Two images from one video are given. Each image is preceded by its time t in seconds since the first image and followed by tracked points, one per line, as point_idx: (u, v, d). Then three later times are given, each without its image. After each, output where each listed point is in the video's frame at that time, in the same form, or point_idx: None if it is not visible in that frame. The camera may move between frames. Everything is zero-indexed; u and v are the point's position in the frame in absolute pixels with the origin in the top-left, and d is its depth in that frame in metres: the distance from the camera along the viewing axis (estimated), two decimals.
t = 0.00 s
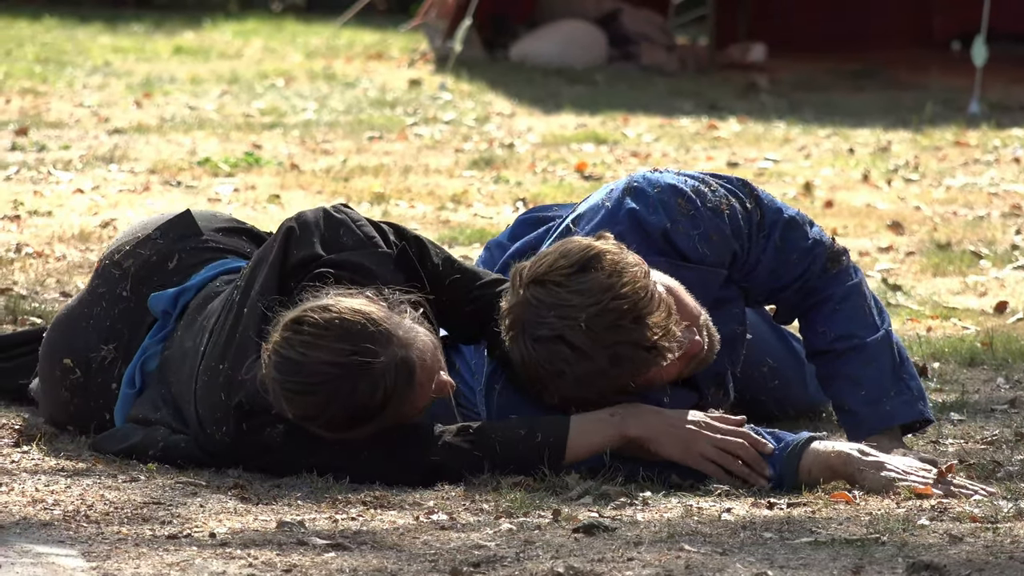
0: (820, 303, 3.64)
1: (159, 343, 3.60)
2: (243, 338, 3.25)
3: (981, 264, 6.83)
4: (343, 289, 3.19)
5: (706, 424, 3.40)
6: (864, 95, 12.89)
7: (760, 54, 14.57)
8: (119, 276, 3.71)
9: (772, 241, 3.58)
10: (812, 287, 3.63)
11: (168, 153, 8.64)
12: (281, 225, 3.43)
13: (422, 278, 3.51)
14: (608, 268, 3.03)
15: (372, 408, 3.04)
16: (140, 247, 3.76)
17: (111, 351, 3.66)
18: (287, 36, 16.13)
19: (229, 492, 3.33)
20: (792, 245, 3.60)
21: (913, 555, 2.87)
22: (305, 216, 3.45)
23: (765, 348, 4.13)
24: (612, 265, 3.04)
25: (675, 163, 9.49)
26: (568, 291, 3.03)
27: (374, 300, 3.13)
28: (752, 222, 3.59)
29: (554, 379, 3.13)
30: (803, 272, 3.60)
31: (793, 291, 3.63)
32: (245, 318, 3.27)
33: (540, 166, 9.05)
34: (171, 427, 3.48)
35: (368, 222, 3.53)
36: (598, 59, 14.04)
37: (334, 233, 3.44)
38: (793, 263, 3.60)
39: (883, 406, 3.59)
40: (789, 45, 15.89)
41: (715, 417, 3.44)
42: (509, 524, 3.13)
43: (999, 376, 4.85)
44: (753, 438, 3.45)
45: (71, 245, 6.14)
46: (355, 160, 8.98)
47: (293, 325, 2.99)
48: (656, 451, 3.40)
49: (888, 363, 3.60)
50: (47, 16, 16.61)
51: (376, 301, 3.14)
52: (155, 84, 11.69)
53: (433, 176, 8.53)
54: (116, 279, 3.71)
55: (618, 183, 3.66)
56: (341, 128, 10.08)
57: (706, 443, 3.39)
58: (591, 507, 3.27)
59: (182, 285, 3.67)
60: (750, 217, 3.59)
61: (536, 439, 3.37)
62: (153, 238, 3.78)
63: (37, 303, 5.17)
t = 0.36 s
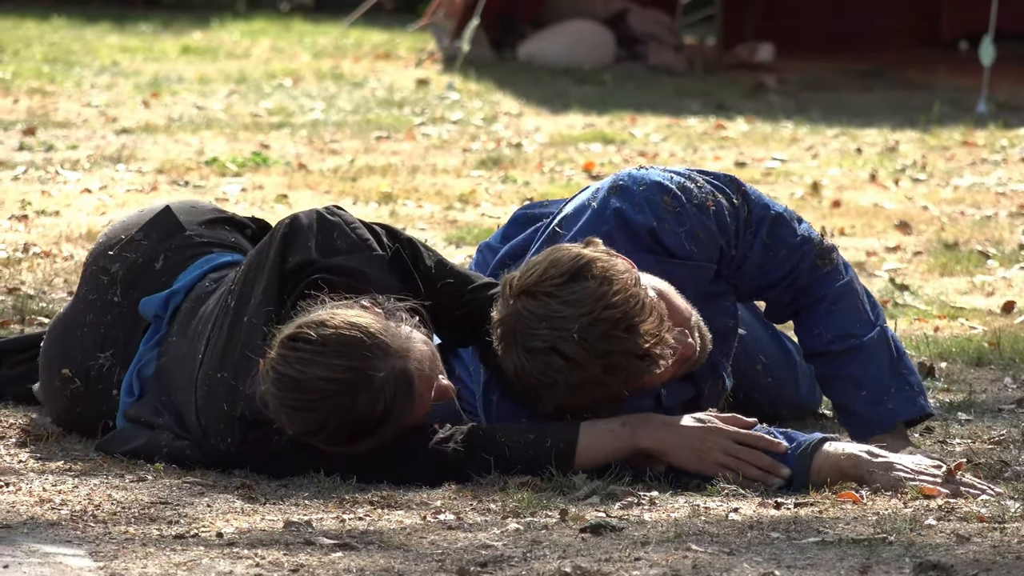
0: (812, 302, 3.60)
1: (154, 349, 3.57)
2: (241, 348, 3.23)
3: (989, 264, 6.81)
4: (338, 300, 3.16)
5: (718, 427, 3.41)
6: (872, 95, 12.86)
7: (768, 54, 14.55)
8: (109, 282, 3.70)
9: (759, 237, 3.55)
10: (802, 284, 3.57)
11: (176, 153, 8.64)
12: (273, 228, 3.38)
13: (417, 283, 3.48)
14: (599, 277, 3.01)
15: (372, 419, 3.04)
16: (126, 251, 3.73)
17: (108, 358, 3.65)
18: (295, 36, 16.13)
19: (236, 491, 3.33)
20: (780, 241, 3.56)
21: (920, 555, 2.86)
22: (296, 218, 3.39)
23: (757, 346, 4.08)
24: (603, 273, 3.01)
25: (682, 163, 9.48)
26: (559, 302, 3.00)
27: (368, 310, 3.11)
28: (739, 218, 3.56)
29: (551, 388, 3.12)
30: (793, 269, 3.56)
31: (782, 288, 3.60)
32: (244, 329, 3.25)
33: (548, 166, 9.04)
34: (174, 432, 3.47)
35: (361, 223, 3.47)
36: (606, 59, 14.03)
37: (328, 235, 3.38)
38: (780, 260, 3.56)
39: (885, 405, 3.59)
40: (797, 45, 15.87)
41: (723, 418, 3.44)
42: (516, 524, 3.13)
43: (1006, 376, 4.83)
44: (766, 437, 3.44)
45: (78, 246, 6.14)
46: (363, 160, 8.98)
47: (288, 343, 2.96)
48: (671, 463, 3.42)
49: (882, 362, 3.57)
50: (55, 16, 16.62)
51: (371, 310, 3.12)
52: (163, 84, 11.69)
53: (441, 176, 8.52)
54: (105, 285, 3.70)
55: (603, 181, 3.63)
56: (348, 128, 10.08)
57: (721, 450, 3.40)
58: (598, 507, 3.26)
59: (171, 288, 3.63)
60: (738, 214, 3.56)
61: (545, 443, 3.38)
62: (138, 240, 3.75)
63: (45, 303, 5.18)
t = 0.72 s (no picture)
0: (811, 303, 3.60)
1: (159, 353, 3.55)
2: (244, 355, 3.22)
3: (1003, 264, 6.77)
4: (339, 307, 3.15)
5: (734, 431, 3.43)
6: (886, 95, 12.82)
7: (782, 53, 14.51)
8: (108, 287, 3.69)
9: (750, 236, 3.56)
10: (797, 283, 3.57)
11: (190, 153, 8.65)
12: (268, 230, 3.39)
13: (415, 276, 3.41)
14: (592, 287, 2.96)
15: (379, 426, 3.02)
16: (120, 255, 3.72)
17: (115, 363, 3.65)
18: (308, 36, 16.14)
19: (251, 492, 3.32)
20: (771, 239, 3.56)
21: (936, 555, 2.84)
22: (289, 222, 3.39)
23: (759, 344, 3.89)
24: (596, 283, 2.97)
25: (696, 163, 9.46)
26: (553, 314, 2.96)
27: (370, 315, 3.08)
28: (730, 216, 3.58)
29: (551, 400, 3.09)
30: (787, 268, 3.55)
31: (776, 287, 3.59)
32: (247, 334, 3.25)
33: (562, 166, 9.02)
34: (186, 437, 3.46)
35: (357, 221, 3.47)
36: (619, 59, 14.01)
37: (322, 237, 3.39)
38: (773, 258, 3.56)
39: (893, 405, 3.57)
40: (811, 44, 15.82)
41: (738, 422, 3.46)
42: (531, 524, 3.11)
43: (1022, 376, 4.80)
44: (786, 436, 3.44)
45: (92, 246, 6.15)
46: (377, 161, 8.98)
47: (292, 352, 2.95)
48: (688, 472, 3.44)
49: (884, 360, 3.57)
50: (69, 16, 16.66)
51: (372, 314, 3.10)
52: (177, 84, 11.72)
53: (454, 176, 8.51)
54: (104, 291, 3.69)
55: (592, 181, 3.63)
56: (362, 128, 10.08)
57: (738, 455, 3.41)
58: (613, 507, 3.24)
59: (170, 291, 3.62)
60: (728, 211, 3.58)
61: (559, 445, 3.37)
62: (131, 242, 3.74)
63: (60, 303, 5.19)
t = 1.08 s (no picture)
0: (803, 305, 3.66)
1: (163, 358, 3.51)
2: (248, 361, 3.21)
3: (1020, 264, 6.74)
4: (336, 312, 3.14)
5: (748, 432, 3.42)
6: (903, 95, 12.77)
7: (799, 54, 14.47)
8: (105, 293, 3.66)
9: (734, 234, 3.60)
10: (783, 282, 3.63)
11: (207, 153, 8.66)
12: (256, 236, 3.36)
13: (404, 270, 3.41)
14: (575, 303, 2.94)
15: (386, 432, 3.04)
16: (114, 260, 3.70)
17: (120, 367, 3.62)
18: (325, 36, 16.16)
19: (267, 491, 3.31)
20: (756, 237, 3.60)
21: (952, 555, 2.82)
22: (277, 226, 3.37)
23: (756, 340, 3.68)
24: (579, 298, 2.94)
25: (712, 164, 9.43)
26: (534, 335, 2.95)
27: (367, 317, 3.07)
28: (713, 213, 3.60)
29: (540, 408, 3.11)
30: (776, 268, 3.61)
31: (762, 286, 3.64)
32: (247, 341, 3.23)
33: (579, 166, 9.01)
34: (199, 441, 3.45)
35: (344, 219, 3.46)
36: (635, 59, 13.99)
37: (311, 239, 3.37)
38: (759, 258, 3.60)
39: (896, 400, 3.66)
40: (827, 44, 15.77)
41: (752, 423, 3.44)
42: (546, 524, 3.09)
43: None
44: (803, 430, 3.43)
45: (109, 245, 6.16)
46: (393, 160, 8.98)
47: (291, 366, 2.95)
48: (703, 474, 3.43)
49: (877, 359, 3.65)
50: (87, 16, 16.70)
51: (369, 316, 3.08)
52: (194, 84, 11.73)
53: (471, 175, 8.50)
54: (103, 296, 3.66)
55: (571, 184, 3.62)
56: (379, 128, 10.08)
57: (753, 457, 3.40)
58: (630, 507, 3.22)
59: (165, 294, 3.58)
60: (710, 209, 3.60)
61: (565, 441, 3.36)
62: (123, 245, 3.72)
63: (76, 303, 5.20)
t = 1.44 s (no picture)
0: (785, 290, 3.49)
1: (167, 363, 3.49)
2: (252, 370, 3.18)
3: None
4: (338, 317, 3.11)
5: (761, 432, 3.38)
6: (920, 95, 12.71)
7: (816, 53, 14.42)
8: (102, 301, 3.63)
9: (710, 223, 3.48)
10: (763, 270, 3.47)
11: (225, 154, 8.66)
12: (253, 243, 3.32)
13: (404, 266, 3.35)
14: (554, 319, 2.93)
15: (397, 438, 3.02)
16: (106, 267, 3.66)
17: (126, 374, 3.62)
18: (342, 36, 16.16)
19: (286, 492, 3.30)
20: (732, 225, 3.47)
21: (970, 555, 2.79)
22: (276, 232, 3.32)
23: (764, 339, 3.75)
24: (559, 312, 2.93)
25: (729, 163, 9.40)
26: (511, 353, 2.97)
27: (369, 317, 3.04)
28: (687, 204, 3.49)
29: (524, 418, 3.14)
30: (755, 255, 3.46)
31: (742, 273, 3.48)
32: (251, 350, 3.20)
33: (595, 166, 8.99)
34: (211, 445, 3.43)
35: (343, 221, 3.40)
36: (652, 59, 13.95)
37: (312, 243, 3.31)
38: (737, 246, 3.46)
39: (883, 384, 3.50)
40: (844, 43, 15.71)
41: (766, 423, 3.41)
42: (565, 524, 3.08)
43: None
44: (818, 425, 3.39)
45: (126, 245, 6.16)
46: (410, 160, 8.96)
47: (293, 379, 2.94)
48: (720, 474, 3.39)
49: (864, 343, 3.49)
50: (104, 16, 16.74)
51: (373, 317, 3.05)
52: (211, 84, 11.74)
53: (488, 176, 8.48)
54: (99, 306, 3.63)
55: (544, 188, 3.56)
56: (396, 128, 10.07)
57: (768, 458, 3.37)
58: (648, 507, 3.20)
59: (162, 299, 3.56)
60: (685, 200, 3.50)
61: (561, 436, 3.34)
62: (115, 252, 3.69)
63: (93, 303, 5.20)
